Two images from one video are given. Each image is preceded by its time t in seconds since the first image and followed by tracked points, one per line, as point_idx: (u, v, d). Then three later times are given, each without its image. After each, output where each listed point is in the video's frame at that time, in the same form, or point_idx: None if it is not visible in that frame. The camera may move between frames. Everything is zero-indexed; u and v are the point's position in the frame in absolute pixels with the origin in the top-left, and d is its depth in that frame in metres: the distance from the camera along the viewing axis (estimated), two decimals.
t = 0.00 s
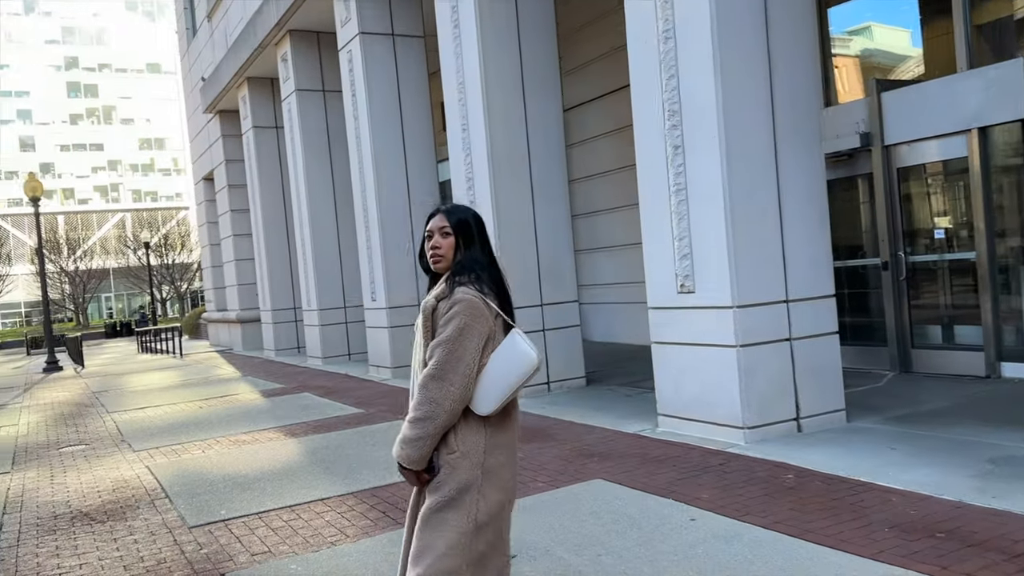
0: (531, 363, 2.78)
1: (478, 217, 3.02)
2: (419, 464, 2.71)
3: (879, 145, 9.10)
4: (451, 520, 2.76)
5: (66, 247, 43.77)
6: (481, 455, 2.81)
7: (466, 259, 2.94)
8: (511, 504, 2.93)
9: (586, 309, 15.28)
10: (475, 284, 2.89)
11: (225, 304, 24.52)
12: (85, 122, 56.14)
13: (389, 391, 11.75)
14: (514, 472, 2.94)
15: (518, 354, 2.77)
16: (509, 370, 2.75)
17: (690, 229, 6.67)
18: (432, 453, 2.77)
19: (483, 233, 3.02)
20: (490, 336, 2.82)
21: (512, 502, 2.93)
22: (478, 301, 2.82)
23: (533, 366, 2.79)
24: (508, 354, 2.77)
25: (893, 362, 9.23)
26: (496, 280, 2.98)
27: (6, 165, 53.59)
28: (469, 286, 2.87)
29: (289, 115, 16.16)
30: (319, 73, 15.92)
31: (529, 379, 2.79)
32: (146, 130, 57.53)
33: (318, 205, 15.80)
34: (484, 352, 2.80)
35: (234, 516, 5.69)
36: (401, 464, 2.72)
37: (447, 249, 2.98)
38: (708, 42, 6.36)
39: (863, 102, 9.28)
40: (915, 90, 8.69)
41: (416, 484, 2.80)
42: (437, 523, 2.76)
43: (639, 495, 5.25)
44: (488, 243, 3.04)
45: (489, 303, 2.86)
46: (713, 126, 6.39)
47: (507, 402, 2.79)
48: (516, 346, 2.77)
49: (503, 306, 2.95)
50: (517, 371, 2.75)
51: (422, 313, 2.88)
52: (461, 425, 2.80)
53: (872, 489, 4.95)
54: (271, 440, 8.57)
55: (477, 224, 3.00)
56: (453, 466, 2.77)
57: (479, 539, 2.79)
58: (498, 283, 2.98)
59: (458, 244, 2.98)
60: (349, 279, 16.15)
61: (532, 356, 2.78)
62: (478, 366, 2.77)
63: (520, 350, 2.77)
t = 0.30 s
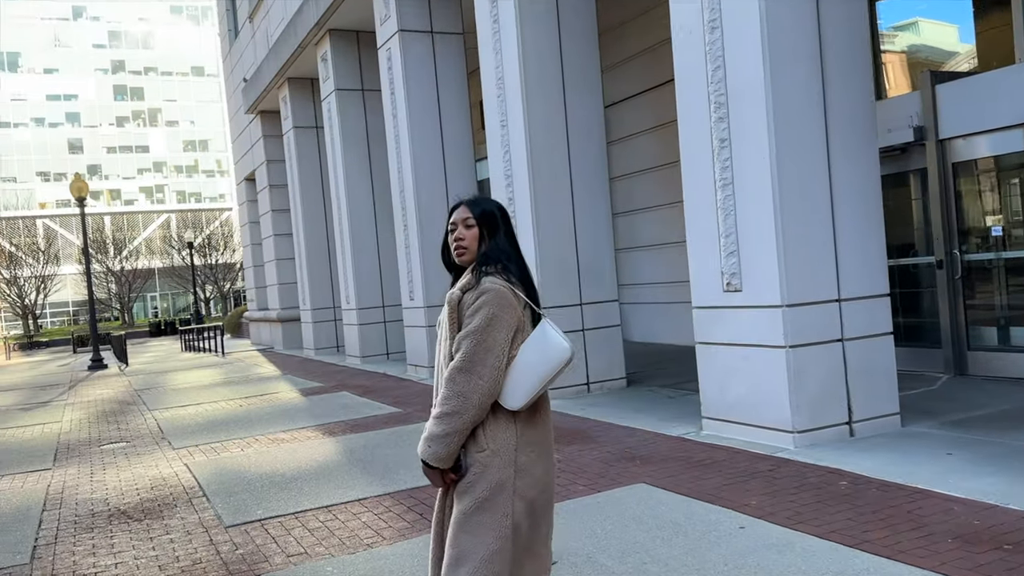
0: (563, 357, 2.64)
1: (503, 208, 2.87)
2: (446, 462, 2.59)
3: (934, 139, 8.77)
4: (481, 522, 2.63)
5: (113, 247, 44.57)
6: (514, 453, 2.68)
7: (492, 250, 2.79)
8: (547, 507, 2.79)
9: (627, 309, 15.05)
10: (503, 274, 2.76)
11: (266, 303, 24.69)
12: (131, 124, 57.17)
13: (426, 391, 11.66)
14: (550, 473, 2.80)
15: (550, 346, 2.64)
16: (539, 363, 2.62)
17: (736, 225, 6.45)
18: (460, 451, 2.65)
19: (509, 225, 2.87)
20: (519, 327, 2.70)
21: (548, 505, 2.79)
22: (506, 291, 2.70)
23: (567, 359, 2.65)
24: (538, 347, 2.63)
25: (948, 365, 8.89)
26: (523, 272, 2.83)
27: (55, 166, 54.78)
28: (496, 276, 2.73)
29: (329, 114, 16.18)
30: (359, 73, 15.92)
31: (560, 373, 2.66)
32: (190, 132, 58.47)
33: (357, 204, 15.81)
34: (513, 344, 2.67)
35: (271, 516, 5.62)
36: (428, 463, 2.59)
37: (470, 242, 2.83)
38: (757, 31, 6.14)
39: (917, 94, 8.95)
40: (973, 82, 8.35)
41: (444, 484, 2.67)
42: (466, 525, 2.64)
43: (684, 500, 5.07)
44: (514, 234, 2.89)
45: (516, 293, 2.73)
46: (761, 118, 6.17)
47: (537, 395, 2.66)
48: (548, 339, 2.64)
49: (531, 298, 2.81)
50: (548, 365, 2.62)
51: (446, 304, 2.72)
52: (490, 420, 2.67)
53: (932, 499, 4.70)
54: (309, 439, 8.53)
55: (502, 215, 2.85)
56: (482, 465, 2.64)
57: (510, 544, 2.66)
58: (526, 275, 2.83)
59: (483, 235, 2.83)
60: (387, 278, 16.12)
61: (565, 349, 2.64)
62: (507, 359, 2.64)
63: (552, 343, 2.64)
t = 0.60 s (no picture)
0: (601, 370, 2.46)
1: (549, 209, 2.74)
2: (476, 472, 2.49)
3: (980, 140, 8.50)
4: (511, 537, 2.51)
5: (147, 249, 45.13)
6: (546, 467, 2.56)
7: (534, 255, 2.68)
8: (583, 525, 2.66)
9: (660, 312, 14.85)
10: (544, 280, 2.64)
11: (297, 305, 24.80)
12: (165, 127, 57.90)
13: (457, 394, 11.58)
14: (586, 488, 2.67)
15: (587, 358, 2.47)
16: (575, 374, 2.47)
17: (778, 227, 6.28)
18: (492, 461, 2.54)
19: (554, 228, 2.74)
20: (556, 337, 2.57)
21: (583, 523, 2.66)
22: (544, 297, 2.58)
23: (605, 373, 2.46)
24: (575, 357, 2.48)
25: (995, 372, 8.61)
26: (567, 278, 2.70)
27: (91, 169, 55.63)
28: (535, 282, 2.62)
29: (360, 117, 16.18)
30: (390, 75, 15.90)
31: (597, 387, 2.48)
32: (223, 135, 59.10)
33: (388, 206, 15.78)
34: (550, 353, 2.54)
35: (302, 522, 5.55)
36: (457, 471, 2.51)
37: (513, 244, 2.72)
38: (801, 27, 5.96)
39: (963, 93, 8.70)
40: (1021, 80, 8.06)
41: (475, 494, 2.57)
42: (496, 539, 2.53)
43: (725, 512, 4.92)
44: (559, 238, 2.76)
45: (556, 300, 2.61)
46: (804, 117, 5.98)
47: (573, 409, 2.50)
48: (586, 350, 2.48)
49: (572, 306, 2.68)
50: (584, 378, 2.46)
51: (484, 308, 2.64)
52: (524, 431, 2.56)
53: (986, 513, 4.50)
54: (340, 442, 8.46)
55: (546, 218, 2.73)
56: (514, 478, 2.53)
57: (542, 562, 2.53)
58: (571, 281, 2.71)
59: (525, 238, 2.71)
60: (418, 281, 16.07)
61: (604, 361, 2.46)
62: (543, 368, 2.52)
63: (590, 354, 2.47)
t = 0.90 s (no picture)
0: (653, 394, 2.24)
1: (606, 221, 2.47)
2: (519, 495, 2.35)
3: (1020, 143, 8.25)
4: (555, 564, 2.36)
5: (169, 251, 45.44)
6: (593, 491, 2.39)
7: (585, 272, 2.50)
8: (634, 556, 2.47)
9: (687, 317, 14.62)
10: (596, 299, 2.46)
11: (319, 308, 24.79)
12: (187, 130, 58.29)
13: (482, 400, 11.43)
14: (638, 516, 2.49)
15: (638, 379, 2.27)
16: (625, 397, 2.27)
17: (817, 232, 6.12)
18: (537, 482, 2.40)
19: (611, 240, 2.49)
20: (608, 356, 2.38)
21: (635, 554, 2.47)
22: (596, 314, 2.41)
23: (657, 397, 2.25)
24: (625, 378, 2.28)
25: None
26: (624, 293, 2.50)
27: (114, 172, 56.13)
28: (587, 298, 2.45)
29: (383, 120, 16.13)
30: (414, 77, 15.82)
31: (649, 412, 2.27)
32: (245, 138, 59.45)
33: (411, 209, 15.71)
34: (601, 373, 2.36)
35: (330, 532, 5.44)
36: (501, 492, 2.37)
37: (567, 256, 2.55)
38: (842, 27, 5.80)
39: (1003, 96, 8.42)
40: None
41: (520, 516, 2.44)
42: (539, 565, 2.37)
43: (767, 528, 4.76)
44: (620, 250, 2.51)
45: (607, 318, 2.43)
46: (847, 119, 5.81)
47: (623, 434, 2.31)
48: (637, 371, 2.27)
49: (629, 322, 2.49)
50: (634, 401, 2.26)
51: (535, 323, 2.50)
52: (570, 453, 2.40)
53: None
54: (365, 448, 8.36)
55: (601, 233, 2.47)
56: (559, 501, 2.38)
57: None
58: (629, 296, 2.50)
59: (580, 252, 2.51)
60: (441, 285, 15.95)
61: (657, 384, 2.25)
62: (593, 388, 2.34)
63: (642, 375, 2.26)
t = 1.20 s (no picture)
0: (671, 395, 2.06)
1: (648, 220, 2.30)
2: (546, 498, 2.22)
3: None
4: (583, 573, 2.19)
5: (183, 254, 45.65)
6: (621, 495, 2.18)
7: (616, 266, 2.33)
8: (676, 566, 2.21)
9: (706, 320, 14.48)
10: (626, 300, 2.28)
11: (333, 311, 24.77)
12: (201, 134, 58.53)
13: (499, 403, 11.33)
14: (679, 521, 2.23)
15: (658, 379, 2.07)
16: (644, 398, 2.07)
17: (848, 232, 6.01)
18: (567, 484, 2.24)
19: (650, 240, 2.30)
20: (632, 354, 2.18)
21: (679, 562, 2.22)
22: (620, 312, 2.22)
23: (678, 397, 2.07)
24: (646, 379, 2.09)
25: None
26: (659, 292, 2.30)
27: (129, 176, 56.44)
28: (615, 296, 2.27)
29: (399, 122, 16.08)
30: (429, 79, 15.76)
31: (668, 415, 2.08)
32: (258, 142, 59.68)
33: (427, 211, 15.64)
34: (625, 373, 2.16)
35: (353, 537, 5.36)
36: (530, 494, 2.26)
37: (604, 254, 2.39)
38: (873, 23, 5.69)
39: None
40: None
41: (559, 517, 2.30)
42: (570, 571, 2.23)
43: (801, 535, 4.64)
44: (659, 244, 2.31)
45: (635, 318, 2.23)
46: (878, 117, 5.71)
47: (645, 437, 2.11)
48: (656, 371, 2.08)
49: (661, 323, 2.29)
50: (656, 405, 2.06)
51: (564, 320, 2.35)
52: (597, 455, 2.21)
53: None
54: (384, 451, 8.28)
55: (638, 227, 2.30)
56: (586, 505, 2.20)
57: None
58: (664, 299, 2.30)
59: (616, 249, 2.34)
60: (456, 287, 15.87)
61: (675, 385, 2.06)
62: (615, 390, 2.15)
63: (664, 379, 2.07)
